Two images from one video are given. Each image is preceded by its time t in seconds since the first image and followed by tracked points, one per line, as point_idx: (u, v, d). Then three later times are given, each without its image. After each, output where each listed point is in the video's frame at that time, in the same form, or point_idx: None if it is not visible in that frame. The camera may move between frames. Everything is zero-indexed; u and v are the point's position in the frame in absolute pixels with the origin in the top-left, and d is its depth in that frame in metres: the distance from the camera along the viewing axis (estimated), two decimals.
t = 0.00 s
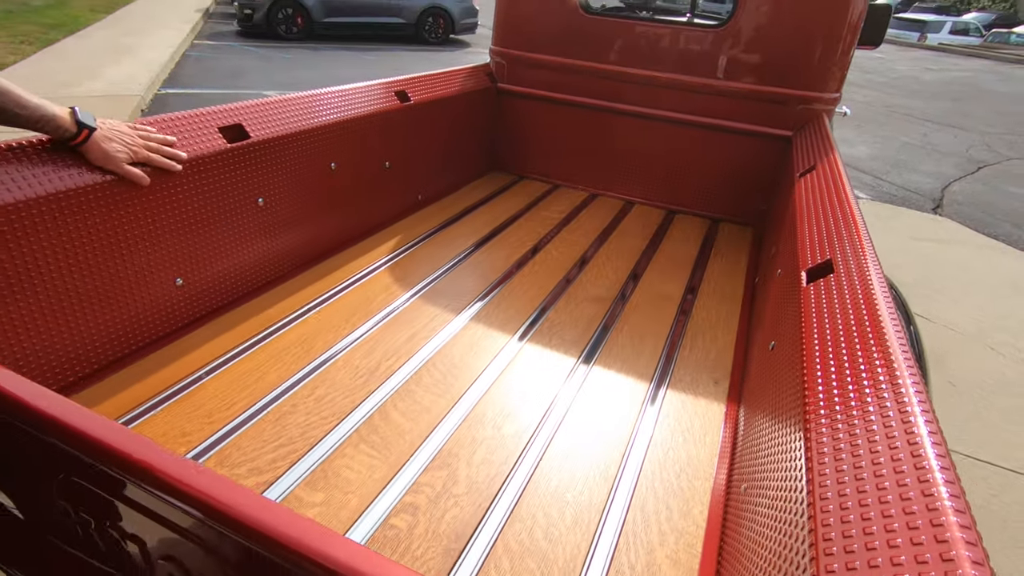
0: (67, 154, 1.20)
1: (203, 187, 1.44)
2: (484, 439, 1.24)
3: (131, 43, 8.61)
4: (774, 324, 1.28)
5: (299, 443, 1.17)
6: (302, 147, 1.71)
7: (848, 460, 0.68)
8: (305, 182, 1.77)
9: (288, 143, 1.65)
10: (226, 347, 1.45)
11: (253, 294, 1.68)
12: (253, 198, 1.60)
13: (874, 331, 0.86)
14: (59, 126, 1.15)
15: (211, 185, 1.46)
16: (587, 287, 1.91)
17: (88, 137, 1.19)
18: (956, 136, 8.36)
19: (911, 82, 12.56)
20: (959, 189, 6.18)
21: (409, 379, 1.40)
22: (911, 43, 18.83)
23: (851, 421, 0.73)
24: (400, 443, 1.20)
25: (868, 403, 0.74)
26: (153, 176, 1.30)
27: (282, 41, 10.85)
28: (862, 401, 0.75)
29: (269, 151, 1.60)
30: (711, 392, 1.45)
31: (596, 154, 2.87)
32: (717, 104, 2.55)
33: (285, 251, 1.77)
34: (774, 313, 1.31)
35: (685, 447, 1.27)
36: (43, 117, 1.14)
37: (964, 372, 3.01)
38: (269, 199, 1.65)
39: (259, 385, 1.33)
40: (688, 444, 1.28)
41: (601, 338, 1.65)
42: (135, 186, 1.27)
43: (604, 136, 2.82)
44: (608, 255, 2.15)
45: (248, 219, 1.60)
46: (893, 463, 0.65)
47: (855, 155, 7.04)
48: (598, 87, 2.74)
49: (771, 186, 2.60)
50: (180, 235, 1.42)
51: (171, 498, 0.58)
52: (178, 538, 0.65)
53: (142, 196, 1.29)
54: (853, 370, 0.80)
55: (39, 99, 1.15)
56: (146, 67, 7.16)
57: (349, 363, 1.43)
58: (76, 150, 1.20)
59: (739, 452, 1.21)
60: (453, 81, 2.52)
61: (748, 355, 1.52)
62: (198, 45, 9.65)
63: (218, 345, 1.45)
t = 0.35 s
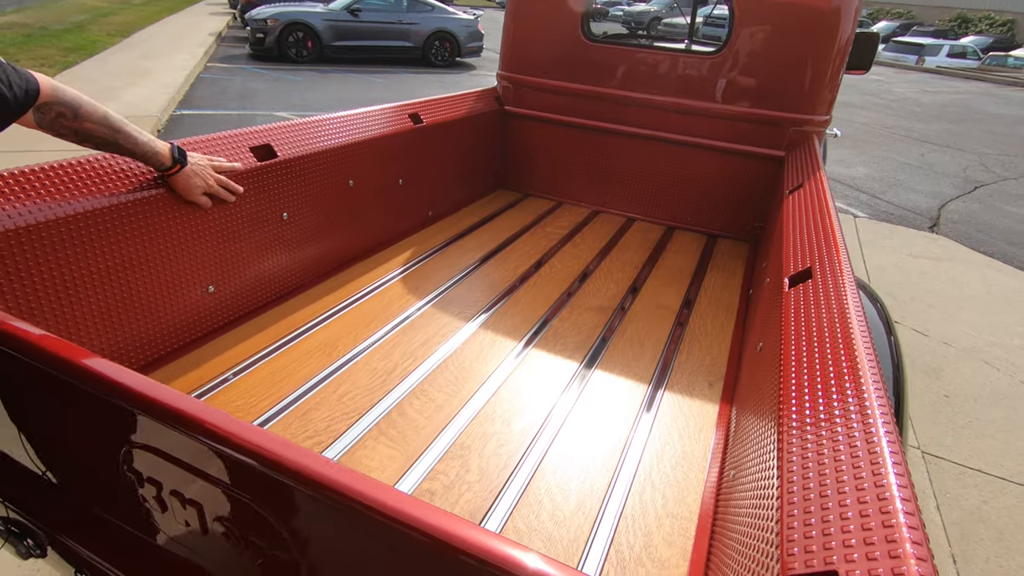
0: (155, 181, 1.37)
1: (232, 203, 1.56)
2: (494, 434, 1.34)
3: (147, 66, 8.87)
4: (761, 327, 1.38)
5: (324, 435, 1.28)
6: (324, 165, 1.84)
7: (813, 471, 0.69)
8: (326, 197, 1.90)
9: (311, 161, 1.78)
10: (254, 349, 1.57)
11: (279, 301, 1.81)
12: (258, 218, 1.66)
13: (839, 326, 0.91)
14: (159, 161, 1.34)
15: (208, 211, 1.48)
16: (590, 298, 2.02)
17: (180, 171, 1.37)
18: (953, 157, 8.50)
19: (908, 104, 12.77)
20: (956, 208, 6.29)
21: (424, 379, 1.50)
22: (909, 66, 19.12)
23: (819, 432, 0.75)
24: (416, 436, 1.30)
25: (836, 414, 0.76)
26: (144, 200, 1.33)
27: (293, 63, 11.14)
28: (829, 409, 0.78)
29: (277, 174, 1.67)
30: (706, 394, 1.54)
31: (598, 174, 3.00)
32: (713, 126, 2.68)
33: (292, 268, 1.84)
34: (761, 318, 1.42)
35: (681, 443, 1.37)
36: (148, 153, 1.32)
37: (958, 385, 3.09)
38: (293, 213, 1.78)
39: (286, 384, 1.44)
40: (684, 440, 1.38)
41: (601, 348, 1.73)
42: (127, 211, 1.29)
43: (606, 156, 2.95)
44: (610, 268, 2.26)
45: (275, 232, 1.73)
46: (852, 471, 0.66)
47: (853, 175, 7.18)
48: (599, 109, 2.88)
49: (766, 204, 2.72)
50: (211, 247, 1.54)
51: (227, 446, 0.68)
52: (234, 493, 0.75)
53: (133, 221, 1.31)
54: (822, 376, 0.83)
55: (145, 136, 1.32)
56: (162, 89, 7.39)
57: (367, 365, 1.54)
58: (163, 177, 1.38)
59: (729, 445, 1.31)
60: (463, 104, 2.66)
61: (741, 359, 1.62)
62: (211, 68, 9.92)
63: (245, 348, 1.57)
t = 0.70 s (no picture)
0: (157, 229, 1.42)
1: (261, 225, 1.71)
2: (504, 438, 1.46)
3: (168, 93, 9.20)
4: (752, 341, 1.50)
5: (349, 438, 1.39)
6: (347, 190, 1.99)
7: (780, 461, 0.77)
8: (349, 220, 2.05)
9: (336, 187, 1.93)
10: (283, 360, 1.70)
11: (305, 316, 1.95)
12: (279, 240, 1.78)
13: (813, 339, 1.01)
14: (167, 216, 1.39)
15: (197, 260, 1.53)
16: (596, 316, 2.13)
17: (186, 228, 1.44)
18: (955, 183, 8.61)
19: (910, 130, 12.96)
20: (958, 233, 6.39)
21: (440, 389, 1.63)
22: (913, 94, 19.36)
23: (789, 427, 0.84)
24: (433, 440, 1.42)
25: (804, 452, 0.77)
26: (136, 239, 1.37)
27: (308, 90, 11.49)
28: (797, 407, 0.87)
29: (304, 200, 1.82)
30: (704, 405, 1.65)
31: (604, 199, 3.15)
32: (713, 153, 2.83)
33: (309, 290, 1.95)
34: (753, 333, 1.53)
35: (678, 449, 1.48)
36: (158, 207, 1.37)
37: (955, 406, 3.15)
38: (318, 235, 1.92)
39: (312, 391, 1.57)
40: (682, 446, 1.49)
41: (605, 362, 1.84)
42: (123, 246, 1.34)
43: (611, 181, 3.10)
44: (614, 288, 2.38)
45: (301, 251, 1.88)
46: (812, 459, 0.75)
47: (855, 201, 7.30)
48: (605, 137, 3.05)
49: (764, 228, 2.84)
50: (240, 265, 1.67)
51: (273, 425, 0.80)
52: (282, 472, 0.86)
53: (124, 261, 1.35)
54: (797, 383, 0.93)
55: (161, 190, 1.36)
56: (183, 115, 7.69)
57: (387, 376, 1.66)
58: (170, 230, 1.44)
59: (723, 450, 1.42)
60: (476, 132, 2.83)
61: (737, 372, 1.73)
62: (230, 94, 10.27)
63: (274, 359, 1.71)
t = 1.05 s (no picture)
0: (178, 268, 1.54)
1: (307, 250, 1.89)
2: (524, 452, 1.58)
3: (209, 124, 9.70)
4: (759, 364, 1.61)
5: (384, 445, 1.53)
6: (385, 220, 2.18)
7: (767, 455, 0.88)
8: (385, 247, 2.22)
9: (375, 217, 2.12)
10: (323, 374, 1.85)
11: (342, 335, 2.12)
12: (320, 264, 1.96)
13: (807, 359, 1.11)
14: (203, 272, 1.48)
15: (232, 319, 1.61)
16: (613, 341, 2.25)
17: (220, 287, 1.52)
18: (981, 219, 8.57)
19: (935, 166, 12.91)
20: (982, 269, 6.36)
21: (464, 405, 1.76)
22: (939, 129, 19.29)
23: (776, 428, 0.95)
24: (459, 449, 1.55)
25: (784, 469, 0.81)
26: (161, 274, 1.50)
27: (340, 122, 11.98)
28: (784, 412, 0.98)
29: (344, 229, 2.00)
30: (714, 425, 1.75)
31: (622, 230, 3.29)
32: (727, 188, 2.96)
33: (345, 310, 2.12)
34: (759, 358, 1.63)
35: (689, 466, 1.57)
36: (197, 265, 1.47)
37: (976, 441, 3.14)
38: (357, 260, 2.10)
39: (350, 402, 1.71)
40: (692, 463, 1.58)
41: (621, 383, 1.96)
42: (146, 280, 1.47)
43: (629, 214, 3.24)
44: (631, 315, 2.50)
45: (341, 275, 2.06)
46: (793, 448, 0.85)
47: (877, 235, 7.31)
48: (624, 172, 3.21)
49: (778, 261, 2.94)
50: (284, 287, 1.85)
51: (327, 415, 0.94)
52: (333, 458, 1.00)
53: (146, 293, 1.47)
54: (787, 394, 1.04)
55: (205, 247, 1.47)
56: (223, 146, 8.10)
57: (417, 391, 1.80)
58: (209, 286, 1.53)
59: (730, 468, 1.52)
60: (502, 166, 3.01)
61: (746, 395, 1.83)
62: (266, 126, 10.77)
63: (314, 374, 1.86)
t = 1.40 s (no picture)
0: (232, 290, 1.75)
1: (348, 275, 2.07)
2: (541, 467, 1.70)
3: (253, 156, 10.24)
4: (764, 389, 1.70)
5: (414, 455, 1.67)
6: (418, 249, 2.35)
7: (754, 461, 0.99)
8: (418, 274, 2.40)
9: (409, 246, 2.30)
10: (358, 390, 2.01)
11: (375, 355, 2.28)
12: (358, 287, 2.13)
13: (801, 383, 1.21)
14: (258, 302, 1.67)
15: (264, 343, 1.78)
16: (631, 367, 2.36)
17: (268, 316, 1.70)
18: (1018, 256, 8.39)
19: (971, 202, 12.69)
20: (1018, 307, 6.24)
21: (487, 423, 1.89)
22: (976, 165, 18.95)
23: (765, 439, 1.05)
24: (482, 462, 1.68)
25: (766, 475, 0.91)
26: (217, 294, 1.70)
27: (376, 155, 12.48)
28: (774, 425, 1.08)
29: (382, 256, 2.18)
30: (725, 449, 1.84)
31: (643, 262, 3.42)
32: (745, 224, 3.08)
33: (379, 331, 2.28)
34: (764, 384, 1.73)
35: (697, 485, 1.66)
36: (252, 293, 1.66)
37: (1004, 480, 3.10)
38: (392, 285, 2.28)
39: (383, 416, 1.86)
40: (701, 483, 1.67)
41: (636, 407, 2.06)
42: (207, 298, 1.67)
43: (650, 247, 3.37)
44: (649, 343, 2.61)
45: (377, 299, 2.23)
46: (777, 455, 0.96)
47: (907, 271, 7.23)
48: (646, 207, 3.35)
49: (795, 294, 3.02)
50: (327, 308, 2.03)
51: (366, 416, 1.08)
52: (370, 455, 1.14)
53: (205, 310, 1.67)
54: (780, 411, 1.14)
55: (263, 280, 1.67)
56: (266, 177, 8.55)
57: (444, 408, 1.94)
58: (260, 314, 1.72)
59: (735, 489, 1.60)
60: (529, 201, 3.18)
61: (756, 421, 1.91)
62: (306, 158, 11.29)
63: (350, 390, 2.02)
